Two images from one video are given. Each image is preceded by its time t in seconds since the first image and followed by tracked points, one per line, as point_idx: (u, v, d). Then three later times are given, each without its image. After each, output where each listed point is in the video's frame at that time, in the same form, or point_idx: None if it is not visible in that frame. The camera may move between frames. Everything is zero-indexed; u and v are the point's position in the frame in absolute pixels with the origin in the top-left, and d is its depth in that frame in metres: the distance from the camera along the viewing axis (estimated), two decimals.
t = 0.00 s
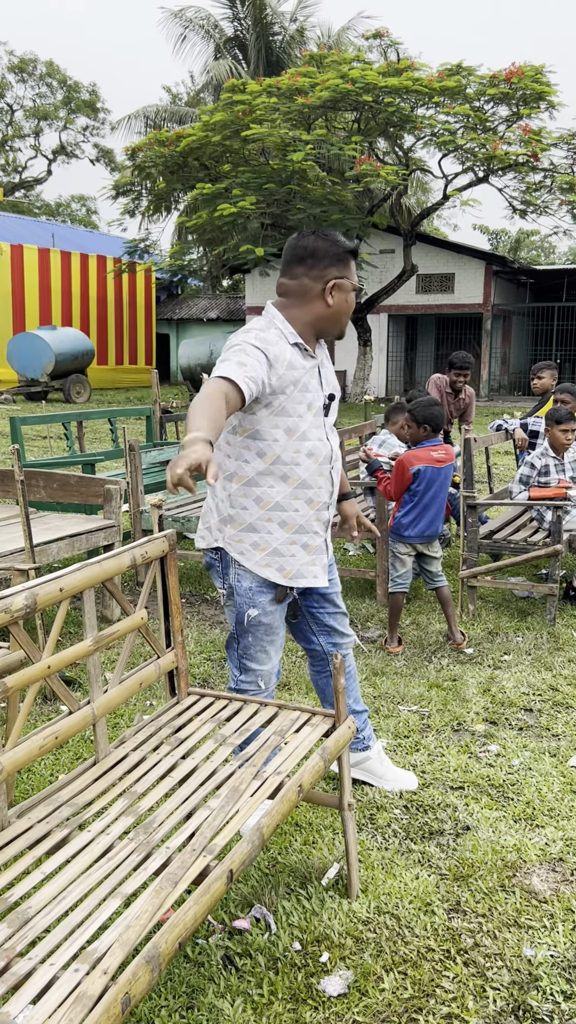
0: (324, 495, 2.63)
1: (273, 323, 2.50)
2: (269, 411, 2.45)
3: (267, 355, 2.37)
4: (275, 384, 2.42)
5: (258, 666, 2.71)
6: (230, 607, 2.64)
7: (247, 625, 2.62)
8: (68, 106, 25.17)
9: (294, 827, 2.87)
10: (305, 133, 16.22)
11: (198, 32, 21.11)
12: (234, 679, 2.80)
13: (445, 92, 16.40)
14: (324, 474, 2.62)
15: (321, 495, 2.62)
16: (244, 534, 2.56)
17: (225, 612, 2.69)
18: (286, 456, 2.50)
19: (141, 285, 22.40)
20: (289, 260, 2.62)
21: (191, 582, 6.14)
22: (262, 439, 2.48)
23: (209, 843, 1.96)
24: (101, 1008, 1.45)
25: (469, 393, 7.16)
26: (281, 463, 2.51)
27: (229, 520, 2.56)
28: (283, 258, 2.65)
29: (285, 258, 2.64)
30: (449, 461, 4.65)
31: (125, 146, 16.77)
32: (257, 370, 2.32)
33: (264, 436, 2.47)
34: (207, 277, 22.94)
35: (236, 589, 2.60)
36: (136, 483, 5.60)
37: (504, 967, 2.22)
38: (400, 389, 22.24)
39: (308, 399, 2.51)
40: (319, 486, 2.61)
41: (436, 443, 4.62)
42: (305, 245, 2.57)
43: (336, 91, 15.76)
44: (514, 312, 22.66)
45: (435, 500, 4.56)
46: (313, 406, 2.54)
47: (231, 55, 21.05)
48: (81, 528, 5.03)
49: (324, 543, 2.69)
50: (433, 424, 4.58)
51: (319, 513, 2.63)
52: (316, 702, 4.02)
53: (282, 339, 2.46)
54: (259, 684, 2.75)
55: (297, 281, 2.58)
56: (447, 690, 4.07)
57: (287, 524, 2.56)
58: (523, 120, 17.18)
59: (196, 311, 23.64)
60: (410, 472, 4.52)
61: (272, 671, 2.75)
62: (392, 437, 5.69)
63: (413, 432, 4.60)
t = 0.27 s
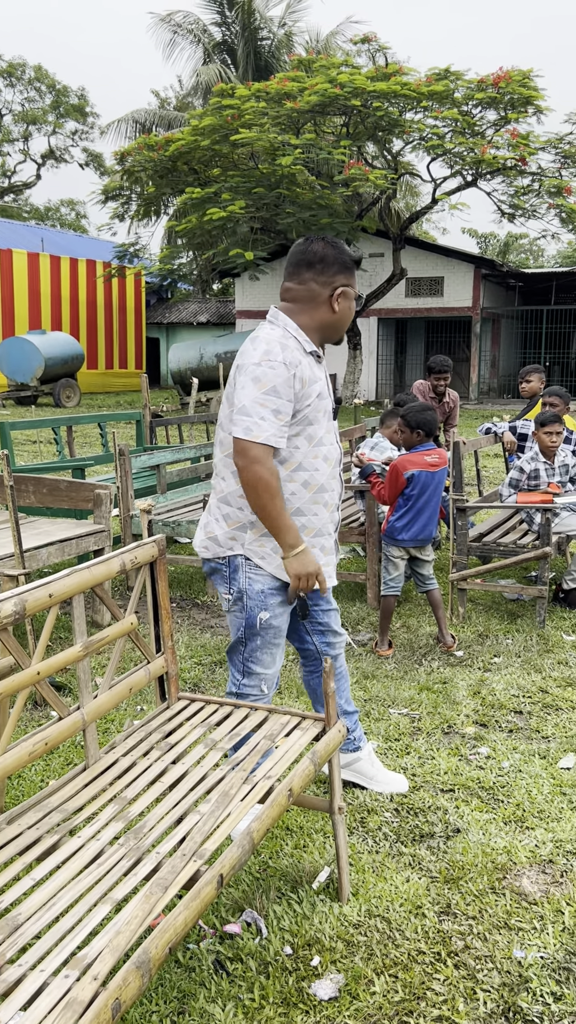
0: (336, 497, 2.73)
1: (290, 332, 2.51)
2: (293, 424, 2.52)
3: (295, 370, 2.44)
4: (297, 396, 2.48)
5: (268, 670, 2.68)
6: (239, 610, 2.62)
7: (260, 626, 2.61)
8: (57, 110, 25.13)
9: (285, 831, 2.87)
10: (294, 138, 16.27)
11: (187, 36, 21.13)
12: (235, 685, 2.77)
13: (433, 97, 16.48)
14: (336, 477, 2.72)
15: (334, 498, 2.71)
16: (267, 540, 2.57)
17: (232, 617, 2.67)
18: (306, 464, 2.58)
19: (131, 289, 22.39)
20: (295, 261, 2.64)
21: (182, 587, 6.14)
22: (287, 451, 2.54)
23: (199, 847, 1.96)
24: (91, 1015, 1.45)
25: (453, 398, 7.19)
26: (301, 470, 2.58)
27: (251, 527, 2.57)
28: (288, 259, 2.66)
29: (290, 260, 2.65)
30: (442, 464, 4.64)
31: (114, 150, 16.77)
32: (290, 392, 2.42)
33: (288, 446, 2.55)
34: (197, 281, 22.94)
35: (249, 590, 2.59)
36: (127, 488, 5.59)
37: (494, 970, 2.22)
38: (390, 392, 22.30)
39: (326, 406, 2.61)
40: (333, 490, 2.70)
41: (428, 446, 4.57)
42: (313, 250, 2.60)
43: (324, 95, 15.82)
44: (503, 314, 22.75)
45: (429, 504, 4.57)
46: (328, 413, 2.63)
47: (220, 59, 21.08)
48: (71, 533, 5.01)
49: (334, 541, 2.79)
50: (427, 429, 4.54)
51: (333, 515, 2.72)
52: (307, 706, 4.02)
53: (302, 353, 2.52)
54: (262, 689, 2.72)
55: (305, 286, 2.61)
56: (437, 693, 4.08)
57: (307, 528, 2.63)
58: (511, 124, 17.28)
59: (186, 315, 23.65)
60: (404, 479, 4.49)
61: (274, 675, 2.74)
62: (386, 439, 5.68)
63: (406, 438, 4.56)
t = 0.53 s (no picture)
0: (344, 502, 2.79)
1: (303, 339, 2.58)
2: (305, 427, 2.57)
3: (308, 374, 2.49)
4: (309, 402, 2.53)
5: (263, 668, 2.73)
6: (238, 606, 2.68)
7: (260, 623, 2.66)
8: (44, 113, 25.08)
9: (273, 834, 2.88)
10: (282, 141, 16.31)
11: (174, 40, 21.14)
12: (228, 683, 2.78)
13: (420, 100, 16.55)
14: (345, 482, 2.78)
15: (342, 502, 2.77)
16: (275, 541, 2.64)
17: (234, 611, 2.72)
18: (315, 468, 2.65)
19: (120, 293, 22.37)
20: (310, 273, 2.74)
21: (171, 591, 6.15)
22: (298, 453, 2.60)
23: (186, 851, 1.97)
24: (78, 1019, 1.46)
25: (438, 400, 7.23)
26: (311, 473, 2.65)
27: (261, 527, 2.63)
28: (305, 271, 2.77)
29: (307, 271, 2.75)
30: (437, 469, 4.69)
31: (101, 154, 16.75)
32: (304, 392, 2.45)
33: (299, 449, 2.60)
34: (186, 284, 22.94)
35: (249, 587, 2.65)
36: (115, 492, 5.59)
37: (480, 970, 2.24)
38: (379, 394, 22.36)
39: (337, 412, 2.66)
40: (341, 494, 2.76)
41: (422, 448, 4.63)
42: (318, 259, 2.68)
43: (312, 98, 15.87)
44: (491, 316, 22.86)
45: (423, 510, 4.59)
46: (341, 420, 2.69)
47: (207, 63, 21.10)
48: (60, 538, 5.00)
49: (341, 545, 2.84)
50: (422, 433, 4.57)
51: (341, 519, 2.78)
52: (296, 709, 4.05)
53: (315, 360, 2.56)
54: (253, 688, 2.75)
55: (310, 293, 2.68)
56: (425, 695, 4.10)
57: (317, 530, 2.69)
58: (497, 128, 17.38)
59: (175, 318, 23.64)
60: (398, 480, 4.54)
61: (269, 674, 2.77)
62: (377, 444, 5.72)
63: (401, 441, 4.57)
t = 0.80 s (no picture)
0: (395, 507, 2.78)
1: (355, 351, 2.66)
2: (353, 431, 2.62)
3: (355, 381, 2.56)
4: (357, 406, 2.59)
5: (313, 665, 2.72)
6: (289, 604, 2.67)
7: (311, 620, 2.66)
8: (28, 115, 24.98)
9: (262, 837, 2.88)
10: (266, 143, 16.35)
11: (157, 41, 21.12)
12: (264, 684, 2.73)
13: (404, 102, 16.61)
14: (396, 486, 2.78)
15: (393, 507, 2.77)
16: (329, 539, 2.67)
17: (281, 611, 2.71)
18: (367, 470, 2.67)
19: (105, 295, 22.31)
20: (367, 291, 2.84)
21: (158, 595, 6.13)
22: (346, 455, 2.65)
23: (174, 853, 1.97)
24: None
25: (422, 400, 7.25)
26: (363, 474, 2.66)
27: (315, 527, 2.67)
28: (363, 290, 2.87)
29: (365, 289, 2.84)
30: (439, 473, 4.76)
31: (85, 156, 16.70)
32: (346, 395, 2.52)
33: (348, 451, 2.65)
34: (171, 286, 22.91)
35: (303, 584, 2.65)
36: (102, 495, 5.57)
37: (469, 970, 2.25)
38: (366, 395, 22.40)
39: (387, 419, 2.70)
40: (393, 498, 2.76)
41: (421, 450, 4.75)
42: (379, 279, 2.77)
43: (296, 100, 15.92)
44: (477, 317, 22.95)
45: (421, 510, 4.63)
46: (390, 425, 2.72)
47: (190, 65, 21.10)
48: (46, 542, 4.98)
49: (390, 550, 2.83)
50: (421, 435, 4.68)
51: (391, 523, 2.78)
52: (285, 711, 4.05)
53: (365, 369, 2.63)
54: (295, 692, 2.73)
55: (368, 310, 2.77)
56: (412, 696, 4.10)
57: (366, 530, 2.69)
58: (481, 129, 17.48)
59: (160, 320, 23.59)
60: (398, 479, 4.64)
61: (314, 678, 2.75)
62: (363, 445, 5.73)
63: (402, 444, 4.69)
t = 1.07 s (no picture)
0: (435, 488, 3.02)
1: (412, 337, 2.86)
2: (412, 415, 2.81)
3: (421, 369, 2.77)
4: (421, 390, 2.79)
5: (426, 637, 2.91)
6: (397, 586, 2.80)
7: (421, 588, 2.84)
8: (9, 115, 24.81)
9: (246, 840, 2.85)
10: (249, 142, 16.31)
11: (139, 41, 21.05)
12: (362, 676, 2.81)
13: (386, 100, 16.63)
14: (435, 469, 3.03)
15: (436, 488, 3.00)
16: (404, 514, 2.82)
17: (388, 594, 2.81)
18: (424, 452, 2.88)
19: (89, 295, 22.20)
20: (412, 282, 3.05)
21: (142, 595, 6.08)
22: (411, 437, 2.83)
23: (154, 859, 1.93)
24: None
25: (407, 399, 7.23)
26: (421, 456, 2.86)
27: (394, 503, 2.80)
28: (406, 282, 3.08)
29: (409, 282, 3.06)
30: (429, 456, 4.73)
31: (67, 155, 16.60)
32: (414, 379, 2.72)
33: (409, 433, 2.84)
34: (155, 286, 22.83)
35: (403, 562, 2.78)
36: (85, 495, 5.52)
37: (455, 971, 2.22)
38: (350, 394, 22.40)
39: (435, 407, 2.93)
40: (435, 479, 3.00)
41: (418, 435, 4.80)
42: (429, 272, 3.00)
43: (278, 99, 15.90)
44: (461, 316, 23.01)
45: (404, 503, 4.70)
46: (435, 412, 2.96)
47: (172, 64, 21.02)
48: (28, 543, 4.92)
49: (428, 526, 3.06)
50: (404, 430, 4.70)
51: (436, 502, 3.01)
52: (269, 712, 4.02)
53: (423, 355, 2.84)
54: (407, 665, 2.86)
55: (416, 299, 2.99)
56: (398, 695, 4.08)
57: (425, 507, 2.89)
58: (463, 128, 17.53)
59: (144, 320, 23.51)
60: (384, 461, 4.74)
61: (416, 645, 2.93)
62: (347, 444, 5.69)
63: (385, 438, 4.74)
